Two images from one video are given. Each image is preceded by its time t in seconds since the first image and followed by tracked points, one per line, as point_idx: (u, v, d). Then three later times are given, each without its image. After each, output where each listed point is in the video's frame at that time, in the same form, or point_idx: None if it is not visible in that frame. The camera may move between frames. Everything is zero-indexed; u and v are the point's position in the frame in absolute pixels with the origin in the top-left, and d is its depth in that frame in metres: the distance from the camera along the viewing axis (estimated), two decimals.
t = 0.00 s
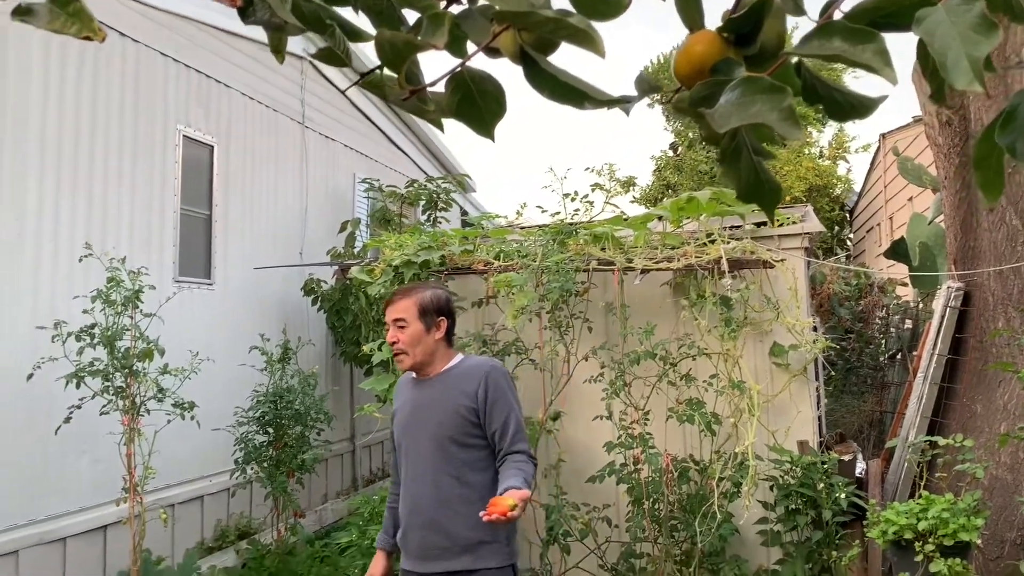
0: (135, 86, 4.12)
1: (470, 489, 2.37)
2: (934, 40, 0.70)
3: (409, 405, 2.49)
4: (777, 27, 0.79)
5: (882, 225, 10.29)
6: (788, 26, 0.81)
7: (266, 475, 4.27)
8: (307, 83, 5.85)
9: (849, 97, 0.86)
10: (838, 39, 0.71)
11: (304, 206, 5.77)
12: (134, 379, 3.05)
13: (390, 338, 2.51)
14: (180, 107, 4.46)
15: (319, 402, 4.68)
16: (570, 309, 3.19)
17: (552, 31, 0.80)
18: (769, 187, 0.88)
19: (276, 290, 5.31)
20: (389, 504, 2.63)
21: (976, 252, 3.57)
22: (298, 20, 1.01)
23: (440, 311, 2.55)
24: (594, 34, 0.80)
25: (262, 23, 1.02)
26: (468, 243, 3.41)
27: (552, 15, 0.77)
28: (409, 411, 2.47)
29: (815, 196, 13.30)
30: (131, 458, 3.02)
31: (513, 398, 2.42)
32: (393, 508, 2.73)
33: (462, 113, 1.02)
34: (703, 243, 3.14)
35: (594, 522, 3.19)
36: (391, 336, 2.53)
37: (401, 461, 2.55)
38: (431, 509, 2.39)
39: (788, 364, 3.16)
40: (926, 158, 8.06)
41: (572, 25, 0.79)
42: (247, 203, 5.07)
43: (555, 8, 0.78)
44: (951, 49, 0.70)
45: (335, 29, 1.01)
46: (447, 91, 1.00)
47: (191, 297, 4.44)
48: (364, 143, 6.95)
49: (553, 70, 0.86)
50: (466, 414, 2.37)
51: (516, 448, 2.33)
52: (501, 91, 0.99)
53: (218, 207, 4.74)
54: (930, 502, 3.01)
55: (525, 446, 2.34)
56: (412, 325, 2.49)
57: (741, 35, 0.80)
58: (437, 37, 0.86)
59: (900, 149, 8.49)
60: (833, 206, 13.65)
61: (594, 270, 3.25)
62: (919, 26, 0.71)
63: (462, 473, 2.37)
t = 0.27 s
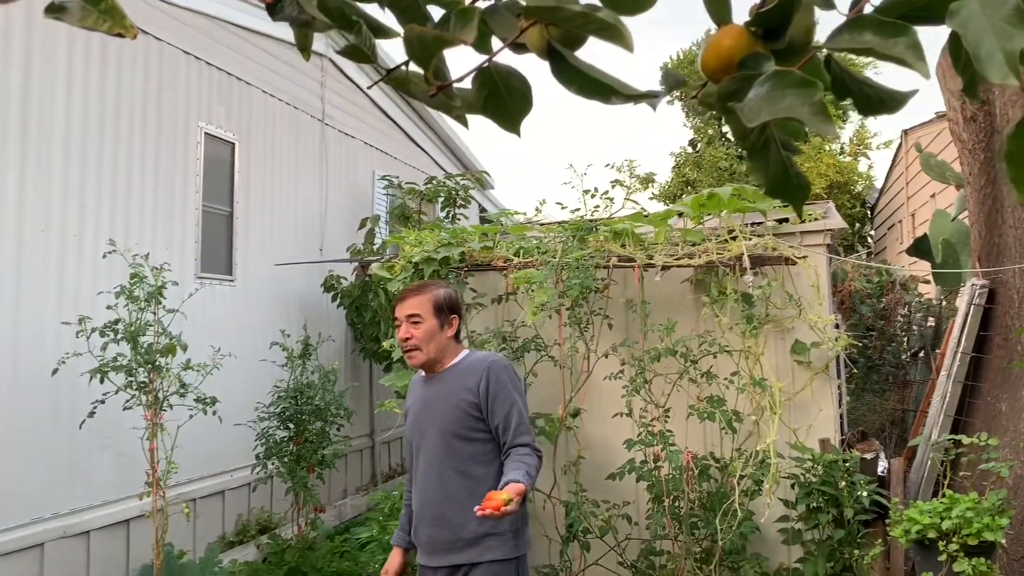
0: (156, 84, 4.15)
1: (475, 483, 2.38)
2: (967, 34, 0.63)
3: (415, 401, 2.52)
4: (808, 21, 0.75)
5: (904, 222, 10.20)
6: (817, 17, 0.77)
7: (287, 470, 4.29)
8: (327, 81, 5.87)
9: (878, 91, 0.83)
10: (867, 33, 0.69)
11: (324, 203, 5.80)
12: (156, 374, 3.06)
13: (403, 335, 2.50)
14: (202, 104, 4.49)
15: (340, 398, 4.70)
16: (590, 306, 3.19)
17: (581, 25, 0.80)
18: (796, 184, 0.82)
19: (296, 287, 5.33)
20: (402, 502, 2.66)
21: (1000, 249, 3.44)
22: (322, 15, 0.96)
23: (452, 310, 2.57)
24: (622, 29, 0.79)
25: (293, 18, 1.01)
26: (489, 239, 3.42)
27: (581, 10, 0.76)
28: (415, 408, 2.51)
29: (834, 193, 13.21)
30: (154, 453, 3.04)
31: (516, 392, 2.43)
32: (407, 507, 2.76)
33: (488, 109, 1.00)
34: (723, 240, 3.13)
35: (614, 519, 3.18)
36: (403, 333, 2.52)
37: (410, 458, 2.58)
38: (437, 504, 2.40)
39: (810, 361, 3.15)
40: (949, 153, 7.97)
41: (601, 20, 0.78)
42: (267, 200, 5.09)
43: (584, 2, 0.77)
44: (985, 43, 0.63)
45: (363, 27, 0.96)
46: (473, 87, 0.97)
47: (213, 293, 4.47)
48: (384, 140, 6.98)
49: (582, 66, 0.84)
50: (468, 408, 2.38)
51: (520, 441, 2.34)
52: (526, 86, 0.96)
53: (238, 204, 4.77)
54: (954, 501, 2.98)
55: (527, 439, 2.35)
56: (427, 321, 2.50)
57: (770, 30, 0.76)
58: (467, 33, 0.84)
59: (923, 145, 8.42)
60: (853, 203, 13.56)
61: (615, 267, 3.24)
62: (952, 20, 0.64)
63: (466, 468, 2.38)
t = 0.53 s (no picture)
0: (179, 82, 4.18)
1: (484, 482, 2.38)
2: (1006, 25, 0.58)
3: (431, 398, 2.54)
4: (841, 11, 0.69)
5: (927, 219, 10.11)
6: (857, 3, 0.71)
7: (308, 466, 4.30)
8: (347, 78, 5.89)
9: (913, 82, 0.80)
10: (902, 23, 0.64)
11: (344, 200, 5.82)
12: (179, 370, 3.07)
13: (425, 330, 2.50)
14: (224, 102, 4.53)
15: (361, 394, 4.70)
16: (611, 303, 3.18)
17: (613, 17, 0.74)
18: (826, 178, 0.79)
19: (316, 283, 5.36)
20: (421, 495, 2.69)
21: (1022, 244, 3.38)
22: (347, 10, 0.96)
23: (474, 306, 2.58)
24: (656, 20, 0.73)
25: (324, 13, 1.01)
26: (509, 236, 3.39)
27: None
28: (430, 404, 2.53)
29: (856, 189, 13.10)
30: (176, 448, 3.06)
31: (529, 392, 2.39)
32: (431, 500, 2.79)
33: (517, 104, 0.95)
34: (746, 236, 3.10)
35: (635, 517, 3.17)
36: (424, 327, 2.52)
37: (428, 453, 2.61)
38: (447, 501, 2.42)
39: (833, 359, 3.13)
40: (973, 150, 7.88)
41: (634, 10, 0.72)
42: (288, 196, 5.12)
43: None
44: None
45: (388, 20, 0.95)
46: (501, 80, 0.92)
47: (235, 290, 4.50)
48: (403, 137, 6.99)
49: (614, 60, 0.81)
50: (478, 408, 2.38)
51: (528, 442, 2.31)
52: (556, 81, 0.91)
53: (260, 201, 4.80)
54: (980, 501, 2.95)
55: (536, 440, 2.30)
56: (451, 317, 2.50)
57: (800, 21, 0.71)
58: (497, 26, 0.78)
59: (947, 141, 8.34)
60: (876, 200, 13.44)
61: (636, 264, 3.23)
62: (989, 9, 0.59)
63: (476, 466, 2.39)
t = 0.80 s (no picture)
0: (198, 79, 4.20)
1: (490, 483, 2.38)
2: None
3: (444, 395, 2.55)
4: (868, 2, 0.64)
5: (948, 216, 10.01)
6: None
7: (326, 461, 4.32)
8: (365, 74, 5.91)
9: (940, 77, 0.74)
10: (933, 16, 0.59)
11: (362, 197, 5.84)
12: (199, 366, 3.09)
13: (441, 326, 2.49)
14: (242, 99, 4.55)
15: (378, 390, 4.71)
16: (629, 300, 3.16)
17: (636, 11, 0.70)
18: (851, 172, 0.74)
19: (335, 279, 5.38)
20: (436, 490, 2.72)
21: None
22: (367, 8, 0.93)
23: (490, 304, 2.58)
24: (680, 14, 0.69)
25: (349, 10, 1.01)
26: (527, 233, 3.38)
27: None
28: (443, 402, 2.54)
29: (876, 186, 13.00)
30: (196, 443, 3.07)
31: (538, 395, 2.36)
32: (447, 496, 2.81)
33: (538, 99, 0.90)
34: (765, 233, 3.08)
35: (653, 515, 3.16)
36: (440, 324, 2.51)
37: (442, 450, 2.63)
38: (454, 499, 2.44)
39: (853, 357, 3.11)
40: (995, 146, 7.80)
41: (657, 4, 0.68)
42: (307, 193, 5.14)
43: None
44: None
45: (410, 16, 0.92)
46: (522, 76, 0.88)
47: (253, 286, 4.52)
48: (420, 134, 7.00)
49: (642, 56, 0.77)
50: (486, 409, 2.37)
51: (535, 446, 2.29)
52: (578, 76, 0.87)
53: (278, 198, 4.82)
54: (1003, 501, 2.92)
55: (543, 444, 2.28)
56: (467, 314, 2.50)
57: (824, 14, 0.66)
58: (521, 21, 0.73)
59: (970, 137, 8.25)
60: (896, 197, 13.32)
61: (654, 261, 3.21)
62: None
63: (483, 467, 2.39)
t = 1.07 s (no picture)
0: (215, 76, 4.23)
1: (496, 484, 2.38)
2: None
3: (454, 394, 2.55)
4: None
5: (966, 214, 9.92)
6: None
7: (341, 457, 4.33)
8: (380, 71, 5.92)
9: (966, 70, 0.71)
10: (958, 6, 0.55)
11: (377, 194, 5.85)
12: (216, 361, 3.10)
13: (452, 322, 2.47)
14: (259, 96, 4.57)
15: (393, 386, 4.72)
16: (645, 297, 3.16)
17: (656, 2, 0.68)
18: (874, 166, 0.66)
19: (350, 275, 5.40)
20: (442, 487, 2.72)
21: None
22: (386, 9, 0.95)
23: (503, 301, 2.55)
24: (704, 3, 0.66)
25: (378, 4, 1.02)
26: (542, 229, 3.38)
27: None
28: (452, 401, 2.54)
29: (893, 183, 12.91)
30: (212, 438, 3.08)
31: (547, 400, 2.35)
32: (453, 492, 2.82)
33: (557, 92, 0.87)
34: (783, 230, 3.06)
35: (668, 512, 3.16)
36: (451, 319, 2.49)
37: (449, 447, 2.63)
38: (458, 500, 2.44)
39: (871, 355, 3.09)
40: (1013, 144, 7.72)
41: None
42: (322, 190, 5.16)
43: None
44: None
45: (428, 9, 0.93)
46: (540, 69, 0.85)
47: (269, 282, 4.55)
48: (434, 131, 7.01)
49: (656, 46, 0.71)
50: (495, 411, 2.36)
51: (543, 451, 2.27)
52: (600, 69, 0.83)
53: (294, 194, 4.84)
54: None
55: (549, 451, 2.27)
56: (479, 311, 2.47)
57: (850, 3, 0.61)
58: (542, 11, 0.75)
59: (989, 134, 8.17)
60: (913, 195, 13.24)
61: (671, 257, 3.19)
62: None
63: (489, 468, 2.38)
